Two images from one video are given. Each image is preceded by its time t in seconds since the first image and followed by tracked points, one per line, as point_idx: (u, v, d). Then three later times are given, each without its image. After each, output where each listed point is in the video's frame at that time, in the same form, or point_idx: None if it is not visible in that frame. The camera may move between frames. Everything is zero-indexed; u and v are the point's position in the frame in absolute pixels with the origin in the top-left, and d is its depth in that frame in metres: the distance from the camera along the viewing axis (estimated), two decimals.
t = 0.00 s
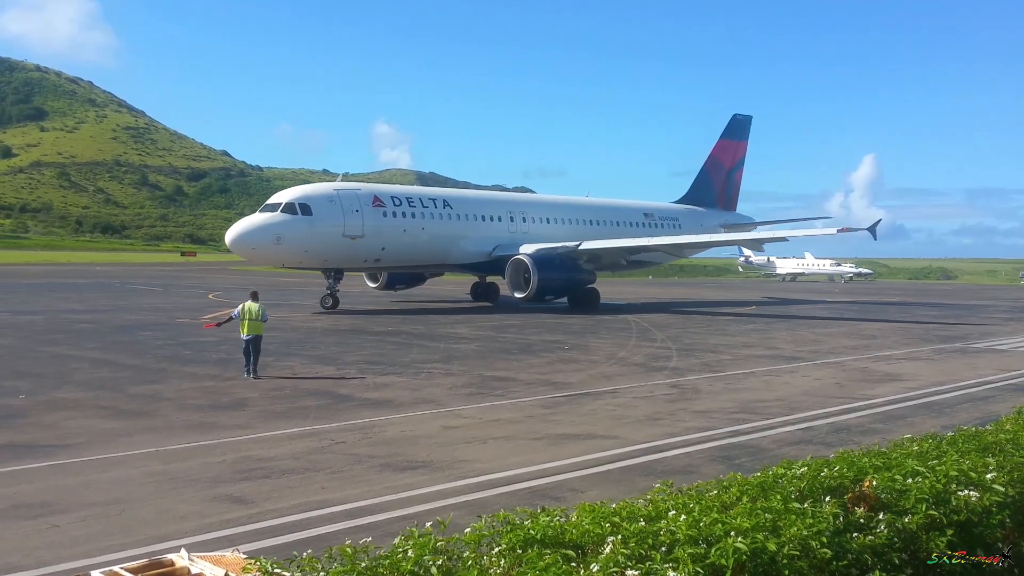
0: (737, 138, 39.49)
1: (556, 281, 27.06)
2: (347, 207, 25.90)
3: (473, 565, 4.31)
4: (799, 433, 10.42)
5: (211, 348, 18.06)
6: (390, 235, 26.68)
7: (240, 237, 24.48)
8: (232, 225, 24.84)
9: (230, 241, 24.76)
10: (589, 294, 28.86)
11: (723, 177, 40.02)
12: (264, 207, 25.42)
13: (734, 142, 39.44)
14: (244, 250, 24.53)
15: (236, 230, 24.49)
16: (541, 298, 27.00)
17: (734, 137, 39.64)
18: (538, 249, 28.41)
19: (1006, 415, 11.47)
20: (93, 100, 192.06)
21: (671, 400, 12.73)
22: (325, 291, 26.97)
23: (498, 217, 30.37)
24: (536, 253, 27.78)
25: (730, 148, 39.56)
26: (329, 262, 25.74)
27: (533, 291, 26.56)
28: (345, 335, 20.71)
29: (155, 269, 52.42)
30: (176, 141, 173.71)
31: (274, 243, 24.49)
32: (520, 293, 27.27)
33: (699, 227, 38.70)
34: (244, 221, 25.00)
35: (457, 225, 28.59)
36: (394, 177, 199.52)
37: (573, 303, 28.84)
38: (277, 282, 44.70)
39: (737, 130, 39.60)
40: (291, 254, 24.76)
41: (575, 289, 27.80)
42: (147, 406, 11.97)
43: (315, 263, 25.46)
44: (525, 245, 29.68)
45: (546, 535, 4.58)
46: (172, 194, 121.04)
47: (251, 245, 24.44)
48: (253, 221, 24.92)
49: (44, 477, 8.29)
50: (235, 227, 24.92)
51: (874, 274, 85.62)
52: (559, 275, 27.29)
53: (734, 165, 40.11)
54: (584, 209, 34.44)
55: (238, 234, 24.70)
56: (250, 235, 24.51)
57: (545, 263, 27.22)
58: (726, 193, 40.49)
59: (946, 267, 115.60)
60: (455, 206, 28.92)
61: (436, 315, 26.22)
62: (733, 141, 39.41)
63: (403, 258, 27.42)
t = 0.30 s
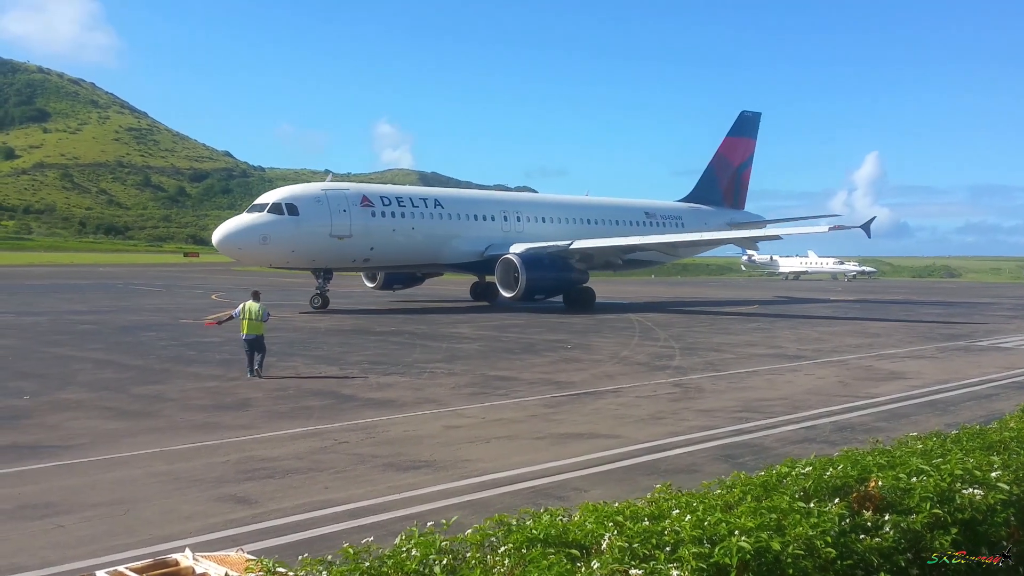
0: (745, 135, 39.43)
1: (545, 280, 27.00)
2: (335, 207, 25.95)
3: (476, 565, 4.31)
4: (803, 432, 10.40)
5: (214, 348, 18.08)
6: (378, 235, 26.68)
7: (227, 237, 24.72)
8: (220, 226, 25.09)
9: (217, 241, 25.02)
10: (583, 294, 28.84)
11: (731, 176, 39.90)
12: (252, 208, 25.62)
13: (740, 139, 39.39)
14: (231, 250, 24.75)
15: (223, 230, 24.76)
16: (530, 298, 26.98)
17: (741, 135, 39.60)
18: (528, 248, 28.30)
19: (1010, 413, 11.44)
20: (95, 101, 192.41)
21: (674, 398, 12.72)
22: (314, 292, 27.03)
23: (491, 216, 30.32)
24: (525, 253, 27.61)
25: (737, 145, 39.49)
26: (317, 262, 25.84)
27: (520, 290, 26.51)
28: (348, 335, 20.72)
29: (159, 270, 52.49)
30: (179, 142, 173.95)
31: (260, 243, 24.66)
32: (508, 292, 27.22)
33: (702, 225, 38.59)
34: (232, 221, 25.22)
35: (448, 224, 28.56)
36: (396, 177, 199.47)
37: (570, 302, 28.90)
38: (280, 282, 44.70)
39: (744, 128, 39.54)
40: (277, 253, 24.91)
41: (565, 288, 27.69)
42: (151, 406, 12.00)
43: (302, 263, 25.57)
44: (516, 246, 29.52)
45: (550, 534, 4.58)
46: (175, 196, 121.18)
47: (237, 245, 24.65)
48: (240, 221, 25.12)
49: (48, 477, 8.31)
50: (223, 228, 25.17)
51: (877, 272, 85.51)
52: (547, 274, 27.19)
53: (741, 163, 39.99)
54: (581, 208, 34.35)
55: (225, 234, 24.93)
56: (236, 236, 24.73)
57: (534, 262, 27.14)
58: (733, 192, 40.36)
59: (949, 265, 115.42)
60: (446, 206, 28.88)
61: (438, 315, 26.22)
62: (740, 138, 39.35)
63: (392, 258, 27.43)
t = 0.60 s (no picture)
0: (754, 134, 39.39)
1: (537, 279, 27.01)
2: (324, 207, 25.95)
3: (482, 566, 4.29)
4: (809, 432, 10.36)
5: (219, 348, 18.11)
6: (369, 234, 26.69)
7: (216, 236, 24.80)
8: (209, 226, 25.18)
9: (206, 241, 25.11)
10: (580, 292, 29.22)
11: (740, 174, 39.81)
12: (242, 208, 25.67)
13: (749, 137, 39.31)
14: (220, 249, 24.83)
15: (213, 230, 24.83)
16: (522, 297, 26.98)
17: (751, 133, 39.51)
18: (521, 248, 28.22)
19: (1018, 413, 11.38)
20: (101, 101, 192.94)
21: (680, 398, 12.70)
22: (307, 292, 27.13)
23: (487, 215, 30.29)
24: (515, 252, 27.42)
25: (746, 143, 39.41)
26: (306, 261, 25.88)
27: (510, 290, 26.52)
28: (353, 334, 20.73)
29: (165, 270, 52.57)
30: (185, 142, 174.33)
31: (249, 242, 24.73)
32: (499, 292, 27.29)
33: (708, 224, 38.49)
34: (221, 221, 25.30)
35: (442, 224, 28.53)
36: (401, 177, 199.48)
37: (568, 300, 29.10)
38: (286, 282, 44.74)
39: (753, 126, 39.45)
40: (266, 253, 24.98)
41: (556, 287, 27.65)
42: (156, 406, 12.02)
43: (292, 262, 25.63)
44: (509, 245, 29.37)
45: (555, 534, 4.57)
46: (181, 195, 121.42)
47: (226, 244, 24.73)
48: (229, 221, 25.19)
49: (53, 477, 8.32)
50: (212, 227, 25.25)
51: (882, 271, 85.22)
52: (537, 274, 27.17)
53: (750, 160, 39.89)
54: (580, 207, 34.30)
55: (214, 233, 25.01)
56: (225, 235, 24.82)
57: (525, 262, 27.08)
58: (742, 190, 40.27)
59: (955, 265, 115.08)
60: (441, 206, 28.84)
61: (443, 314, 26.21)
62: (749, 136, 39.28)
63: (384, 258, 27.44)
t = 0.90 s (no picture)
0: (768, 133, 39.26)
1: (530, 280, 26.94)
2: (318, 209, 26.12)
3: (491, 567, 4.30)
4: (818, 434, 10.34)
5: (229, 351, 18.19)
6: (364, 237, 26.78)
7: (209, 240, 25.10)
8: (203, 230, 25.51)
9: (200, 244, 25.41)
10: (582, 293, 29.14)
11: (752, 175, 39.72)
12: (237, 212, 25.97)
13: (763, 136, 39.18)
14: (214, 253, 25.11)
15: (206, 234, 25.14)
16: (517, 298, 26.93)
17: (764, 132, 39.38)
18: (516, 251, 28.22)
19: None
20: (111, 105, 193.96)
21: (689, 400, 12.68)
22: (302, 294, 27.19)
23: (486, 217, 30.31)
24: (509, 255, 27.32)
25: (759, 143, 39.29)
26: (300, 264, 26.05)
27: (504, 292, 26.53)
28: (361, 337, 20.78)
29: (174, 273, 52.76)
30: (194, 146, 175.03)
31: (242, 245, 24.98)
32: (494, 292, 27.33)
33: (717, 224, 38.39)
34: (215, 225, 25.61)
35: (438, 226, 28.52)
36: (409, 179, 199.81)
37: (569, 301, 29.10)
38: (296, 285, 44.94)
39: (766, 125, 39.32)
40: (260, 255, 25.21)
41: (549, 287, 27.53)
42: (165, 409, 12.08)
43: (286, 265, 25.81)
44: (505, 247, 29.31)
45: (564, 536, 4.58)
46: (190, 199, 121.87)
47: (220, 248, 25.01)
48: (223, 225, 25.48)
49: (65, 479, 8.38)
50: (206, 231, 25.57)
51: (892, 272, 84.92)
52: (531, 275, 27.05)
53: (763, 161, 39.80)
54: (583, 209, 34.29)
55: (208, 237, 25.32)
56: (218, 239, 25.10)
57: (519, 263, 27.02)
58: (754, 190, 40.15)
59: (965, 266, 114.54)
60: (438, 208, 28.84)
61: (451, 316, 26.25)
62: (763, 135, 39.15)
63: (379, 260, 27.50)
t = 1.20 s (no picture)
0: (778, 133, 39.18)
1: (522, 282, 26.90)
2: (310, 211, 26.22)
3: (496, 568, 4.31)
4: (824, 435, 10.33)
5: (235, 352, 18.24)
6: (356, 238, 26.84)
7: (201, 241, 25.25)
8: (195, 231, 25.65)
9: (192, 245, 25.57)
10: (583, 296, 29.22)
11: (762, 176, 39.68)
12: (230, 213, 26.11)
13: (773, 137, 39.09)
14: (206, 254, 25.25)
15: (198, 235, 25.28)
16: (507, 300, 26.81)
17: (774, 133, 39.28)
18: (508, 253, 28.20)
19: None
20: (118, 107, 194.64)
21: (694, 402, 12.68)
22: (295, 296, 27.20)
23: (482, 219, 30.32)
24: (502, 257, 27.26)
25: (770, 143, 39.20)
26: (292, 265, 26.13)
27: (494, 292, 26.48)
28: (367, 338, 20.81)
29: (180, 274, 52.89)
30: (200, 147, 175.54)
31: (233, 246, 25.12)
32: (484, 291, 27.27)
33: (724, 225, 38.33)
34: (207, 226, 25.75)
35: (433, 228, 28.54)
36: (415, 181, 200.07)
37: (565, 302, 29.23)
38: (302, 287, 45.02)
39: (777, 125, 39.21)
40: (251, 256, 25.32)
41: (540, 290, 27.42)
42: (172, 410, 12.13)
43: (278, 266, 25.91)
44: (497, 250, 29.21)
45: (569, 537, 4.60)
46: (196, 200, 122.24)
47: (211, 248, 25.14)
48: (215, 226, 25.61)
49: (71, 481, 8.42)
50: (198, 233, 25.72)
51: (898, 274, 84.71)
52: (523, 277, 27.01)
53: (773, 162, 39.73)
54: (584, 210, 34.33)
55: (200, 238, 25.46)
56: (210, 239, 25.24)
57: (511, 266, 26.97)
58: (764, 191, 40.10)
59: (971, 268, 114.19)
60: (434, 209, 28.87)
61: (456, 318, 26.28)
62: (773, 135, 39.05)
63: (373, 262, 27.53)
